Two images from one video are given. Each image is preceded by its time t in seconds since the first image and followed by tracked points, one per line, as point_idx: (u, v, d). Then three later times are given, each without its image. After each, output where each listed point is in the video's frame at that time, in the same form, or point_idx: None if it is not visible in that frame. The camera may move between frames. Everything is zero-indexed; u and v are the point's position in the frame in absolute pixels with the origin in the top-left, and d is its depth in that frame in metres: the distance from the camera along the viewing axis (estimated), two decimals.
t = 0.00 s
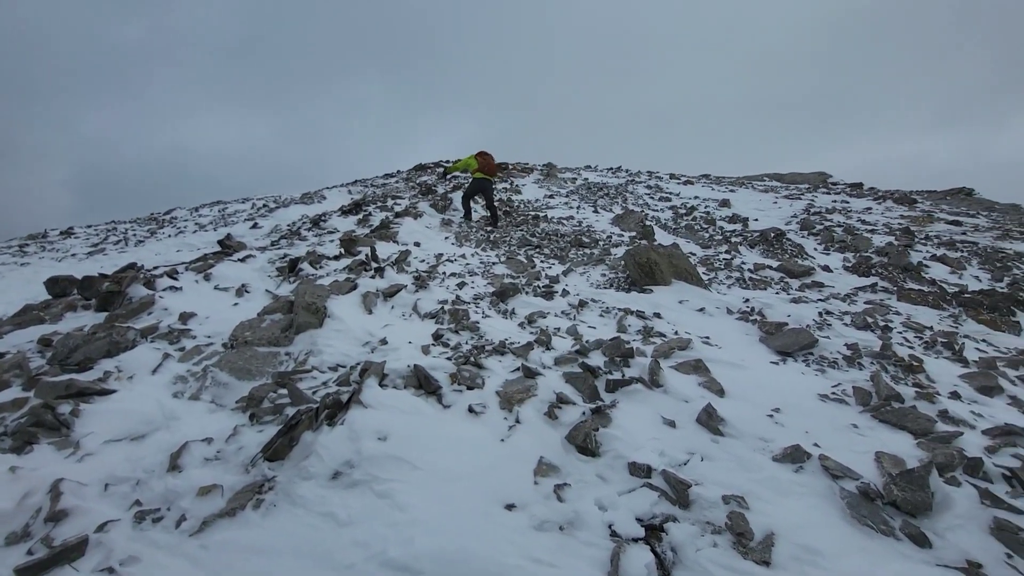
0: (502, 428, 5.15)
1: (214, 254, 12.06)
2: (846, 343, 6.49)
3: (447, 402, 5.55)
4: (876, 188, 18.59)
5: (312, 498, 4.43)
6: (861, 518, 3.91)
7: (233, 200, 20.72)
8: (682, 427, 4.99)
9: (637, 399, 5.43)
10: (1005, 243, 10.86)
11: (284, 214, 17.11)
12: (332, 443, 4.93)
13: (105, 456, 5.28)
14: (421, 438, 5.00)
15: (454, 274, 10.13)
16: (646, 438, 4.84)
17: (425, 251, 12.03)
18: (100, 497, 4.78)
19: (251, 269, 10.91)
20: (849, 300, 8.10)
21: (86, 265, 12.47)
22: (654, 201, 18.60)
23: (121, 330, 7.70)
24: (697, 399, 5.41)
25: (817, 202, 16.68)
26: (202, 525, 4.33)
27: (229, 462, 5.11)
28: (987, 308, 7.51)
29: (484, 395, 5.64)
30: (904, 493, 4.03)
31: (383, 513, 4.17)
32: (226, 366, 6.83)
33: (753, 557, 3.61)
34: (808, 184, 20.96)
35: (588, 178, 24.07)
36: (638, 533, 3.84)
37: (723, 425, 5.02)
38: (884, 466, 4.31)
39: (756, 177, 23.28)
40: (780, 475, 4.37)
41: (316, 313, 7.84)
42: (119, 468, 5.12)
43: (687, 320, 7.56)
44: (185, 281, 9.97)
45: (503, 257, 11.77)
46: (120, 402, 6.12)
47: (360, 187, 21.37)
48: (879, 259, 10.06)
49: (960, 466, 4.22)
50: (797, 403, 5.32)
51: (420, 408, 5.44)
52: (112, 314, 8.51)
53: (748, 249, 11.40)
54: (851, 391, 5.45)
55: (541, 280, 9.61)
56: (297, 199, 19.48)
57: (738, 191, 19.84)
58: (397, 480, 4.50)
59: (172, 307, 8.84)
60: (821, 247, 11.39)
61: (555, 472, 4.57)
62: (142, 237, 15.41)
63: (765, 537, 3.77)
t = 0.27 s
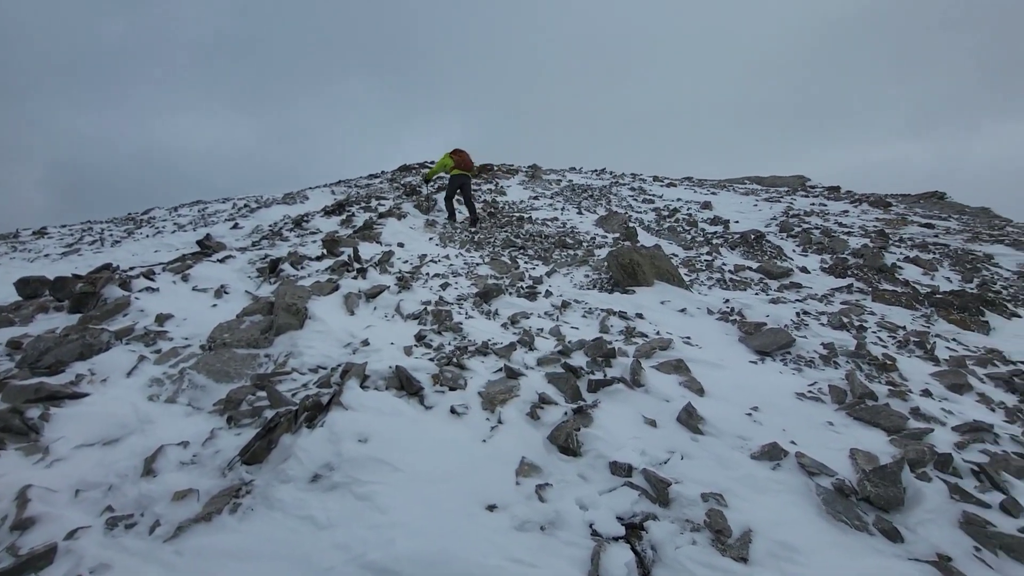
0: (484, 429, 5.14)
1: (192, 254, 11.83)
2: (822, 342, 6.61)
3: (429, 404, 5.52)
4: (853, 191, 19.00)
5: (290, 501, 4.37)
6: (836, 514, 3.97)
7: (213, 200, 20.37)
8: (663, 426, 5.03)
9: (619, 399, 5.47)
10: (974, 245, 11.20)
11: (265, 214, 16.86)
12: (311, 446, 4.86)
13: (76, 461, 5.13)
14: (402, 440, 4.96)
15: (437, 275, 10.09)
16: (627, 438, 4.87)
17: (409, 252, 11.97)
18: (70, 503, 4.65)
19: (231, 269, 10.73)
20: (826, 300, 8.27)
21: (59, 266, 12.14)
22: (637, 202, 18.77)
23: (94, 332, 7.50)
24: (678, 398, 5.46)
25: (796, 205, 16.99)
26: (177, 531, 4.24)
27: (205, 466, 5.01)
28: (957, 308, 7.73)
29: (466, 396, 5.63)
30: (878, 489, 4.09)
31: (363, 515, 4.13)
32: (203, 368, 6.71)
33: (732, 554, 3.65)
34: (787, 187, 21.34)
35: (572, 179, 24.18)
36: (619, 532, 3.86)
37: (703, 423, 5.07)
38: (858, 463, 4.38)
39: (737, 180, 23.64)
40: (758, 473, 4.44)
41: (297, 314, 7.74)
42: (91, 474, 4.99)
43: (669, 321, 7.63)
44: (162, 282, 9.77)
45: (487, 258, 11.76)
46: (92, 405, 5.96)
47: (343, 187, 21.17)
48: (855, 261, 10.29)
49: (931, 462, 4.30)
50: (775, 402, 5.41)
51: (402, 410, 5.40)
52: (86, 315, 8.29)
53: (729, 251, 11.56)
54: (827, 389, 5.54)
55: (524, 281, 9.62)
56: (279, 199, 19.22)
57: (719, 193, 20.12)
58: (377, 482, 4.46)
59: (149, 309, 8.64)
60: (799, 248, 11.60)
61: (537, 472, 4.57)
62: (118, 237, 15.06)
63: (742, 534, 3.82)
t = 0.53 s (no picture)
0: (464, 431, 5.13)
1: (169, 254, 11.58)
2: (798, 344, 6.74)
3: (409, 405, 5.49)
4: (829, 197, 19.43)
5: (265, 505, 4.30)
6: (809, 513, 4.02)
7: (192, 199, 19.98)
8: (642, 427, 5.07)
9: (599, 400, 5.50)
10: (943, 251, 11.54)
11: (245, 213, 16.60)
12: (288, 448, 4.79)
13: (42, 465, 4.97)
14: (381, 442, 4.91)
15: (419, 276, 10.04)
16: (607, 439, 4.90)
17: (391, 253, 11.88)
18: (35, 509, 4.50)
19: (209, 269, 10.52)
20: (802, 303, 8.43)
21: (29, 264, 11.77)
22: (620, 206, 18.93)
23: (64, 333, 7.26)
24: (657, 399, 5.51)
25: (774, 210, 17.31)
26: (147, 536, 4.13)
27: (178, 469, 4.90)
28: (926, 312, 7.95)
29: (446, 397, 5.60)
30: (849, 488, 4.17)
31: (340, 518, 4.09)
32: (178, 369, 6.56)
33: (707, 553, 3.69)
34: (766, 193, 21.74)
35: (556, 182, 24.29)
36: (597, 532, 3.87)
37: (681, 424, 5.13)
38: (831, 462, 4.45)
39: (718, 185, 24.01)
40: (734, 472, 4.49)
41: (276, 315, 7.62)
42: (57, 478, 4.84)
43: (649, 323, 7.71)
44: (137, 281, 9.54)
45: (470, 260, 11.74)
46: (61, 407, 5.78)
47: (326, 187, 20.95)
48: (830, 264, 10.52)
49: (900, 461, 4.39)
50: (752, 403, 5.49)
51: (381, 411, 5.35)
52: (55, 315, 8.04)
53: (709, 254, 11.72)
54: (802, 390, 5.64)
55: (507, 282, 9.63)
56: (260, 198, 18.93)
57: (700, 198, 20.40)
58: (355, 485, 4.41)
59: (122, 309, 8.43)
60: (777, 252, 11.82)
61: (516, 474, 4.57)
62: (92, 235, 14.67)
63: (718, 533, 3.86)
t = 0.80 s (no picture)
0: (441, 434, 5.10)
1: (142, 252, 11.29)
2: (772, 348, 6.87)
3: (386, 408, 5.44)
4: (805, 204, 19.89)
5: (237, 511, 4.21)
6: (780, 515, 4.08)
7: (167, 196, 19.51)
8: (619, 431, 5.11)
9: (577, 403, 5.52)
10: (912, 258, 11.91)
11: (222, 212, 16.27)
12: (261, 453, 4.71)
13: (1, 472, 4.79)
14: (357, 446, 4.86)
15: (399, 278, 9.96)
16: (584, 442, 4.92)
17: (371, 254, 11.77)
18: None
19: (183, 269, 10.29)
20: (777, 307, 8.61)
21: None
22: (601, 209, 19.09)
23: (28, 333, 6.99)
24: (634, 403, 5.56)
25: (752, 216, 17.64)
26: (112, 544, 4.01)
27: (146, 475, 4.77)
28: (895, 317, 8.19)
29: (424, 401, 5.57)
30: (818, 489, 4.25)
31: (314, 524, 4.03)
32: (148, 371, 6.39)
33: (681, 556, 3.73)
34: (744, 198, 22.17)
35: (539, 185, 24.38)
36: (572, 536, 3.89)
37: (657, 427, 5.18)
38: (801, 464, 4.54)
39: (697, 190, 24.38)
40: (709, 475, 4.55)
41: (251, 316, 7.48)
42: (18, 485, 4.67)
43: (628, 326, 7.78)
44: (107, 281, 9.27)
45: (451, 262, 11.70)
46: (23, 411, 5.58)
47: (306, 186, 20.66)
48: (804, 270, 10.76)
49: (867, 462, 4.50)
50: (726, 406, 5.58)
51: (358, 415, 5.30)
52: (20, 315, 7.76)
53: (688, 258, 11.89)
54: (775, 393, 5.76)
55: (487, 285, 9.62)
56: (238, 196, 18.59)
57: (680, 202, 20.68)
58: (330, 490, 4.35)
59: (91, 309, 8.18)
60: (753, 257, 12.05)
61: (493, 477, 4.57)
62: (61, 232, 14.21)
63: (691, 535, 3.90)
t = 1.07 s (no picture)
0: (425, 436, 5.08)
1: (122, 251, 11.07)
2: (754, 350, 6.96)
3: (370, 410, 5.40)
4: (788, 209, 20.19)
5: (216, 513, 4.15)
6: (760, 515, 4.13)
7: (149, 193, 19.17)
8: (603, 432, 5.13)
9: (562, 404, 5.54)
10: (891, 263, 12.15)
11: (206, 210, 16.03)
12: (242, 455, 4.64)
13: None
14: (340, 448, 4.82)
15: (386, 279, 9.91)
16: (568, 444, 4.94)
17: (357, 254, 11.69)
18: None
19: (165, 268, 10.11)
20: (759, 310, 8.72)
21: None
22: (589, 212, 19.17)
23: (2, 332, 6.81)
24: (618, 404, 5.59)
25: (736, 220, 17.86)
26: (85, 548, 3.93)
27: (123, 478, 4.68)
28: (874, 320, 8.35)
29: (408, 402, 5.54)
30: (798, 490, 4.30)
31: (294, 527, 3.98)
32: (127, 372, 6.27)
33: (662, 556, 3.75)
34: (729, 203, 22.43)
35: (527, 187, 24.42)
36: (555, 537, 3.90)
37: (641, 429, 5.21)
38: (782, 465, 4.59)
39: (684, 194, 24.62)
40: (691, 476, 4.59)
41: (233, 316, 7.38)
42: None
43: (614, 328, 7.82)
44: (85, 279, 9.07)
45: (438, 263, 11.67)
46: None
47: (292, 185, 20.45)
48: (787, 274, 10.92)
49: (846, 463, 4.56)
50: (709, 407, 5.63)
51: (341, 417, 5.25)
52: None
53: (673, 261, 12.00)
54: (757, 395, 5.83)
55: (474, 286, 9.61)
56: (223, 194, 18.34)
57: (667, 206, 20.87)
58: (312, 492, 4.31)
59: (68, 308, 8.00)
60: (738, 261, 12.20)
61: (477, 479, 4.56)
62: (38, 229, 13.88)
63: (673, 535, 3.93)
